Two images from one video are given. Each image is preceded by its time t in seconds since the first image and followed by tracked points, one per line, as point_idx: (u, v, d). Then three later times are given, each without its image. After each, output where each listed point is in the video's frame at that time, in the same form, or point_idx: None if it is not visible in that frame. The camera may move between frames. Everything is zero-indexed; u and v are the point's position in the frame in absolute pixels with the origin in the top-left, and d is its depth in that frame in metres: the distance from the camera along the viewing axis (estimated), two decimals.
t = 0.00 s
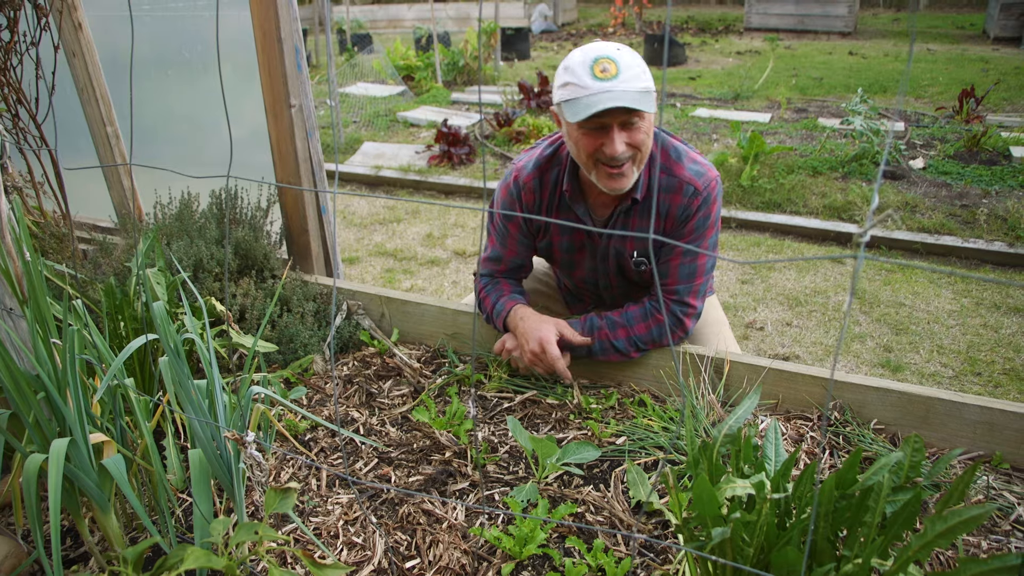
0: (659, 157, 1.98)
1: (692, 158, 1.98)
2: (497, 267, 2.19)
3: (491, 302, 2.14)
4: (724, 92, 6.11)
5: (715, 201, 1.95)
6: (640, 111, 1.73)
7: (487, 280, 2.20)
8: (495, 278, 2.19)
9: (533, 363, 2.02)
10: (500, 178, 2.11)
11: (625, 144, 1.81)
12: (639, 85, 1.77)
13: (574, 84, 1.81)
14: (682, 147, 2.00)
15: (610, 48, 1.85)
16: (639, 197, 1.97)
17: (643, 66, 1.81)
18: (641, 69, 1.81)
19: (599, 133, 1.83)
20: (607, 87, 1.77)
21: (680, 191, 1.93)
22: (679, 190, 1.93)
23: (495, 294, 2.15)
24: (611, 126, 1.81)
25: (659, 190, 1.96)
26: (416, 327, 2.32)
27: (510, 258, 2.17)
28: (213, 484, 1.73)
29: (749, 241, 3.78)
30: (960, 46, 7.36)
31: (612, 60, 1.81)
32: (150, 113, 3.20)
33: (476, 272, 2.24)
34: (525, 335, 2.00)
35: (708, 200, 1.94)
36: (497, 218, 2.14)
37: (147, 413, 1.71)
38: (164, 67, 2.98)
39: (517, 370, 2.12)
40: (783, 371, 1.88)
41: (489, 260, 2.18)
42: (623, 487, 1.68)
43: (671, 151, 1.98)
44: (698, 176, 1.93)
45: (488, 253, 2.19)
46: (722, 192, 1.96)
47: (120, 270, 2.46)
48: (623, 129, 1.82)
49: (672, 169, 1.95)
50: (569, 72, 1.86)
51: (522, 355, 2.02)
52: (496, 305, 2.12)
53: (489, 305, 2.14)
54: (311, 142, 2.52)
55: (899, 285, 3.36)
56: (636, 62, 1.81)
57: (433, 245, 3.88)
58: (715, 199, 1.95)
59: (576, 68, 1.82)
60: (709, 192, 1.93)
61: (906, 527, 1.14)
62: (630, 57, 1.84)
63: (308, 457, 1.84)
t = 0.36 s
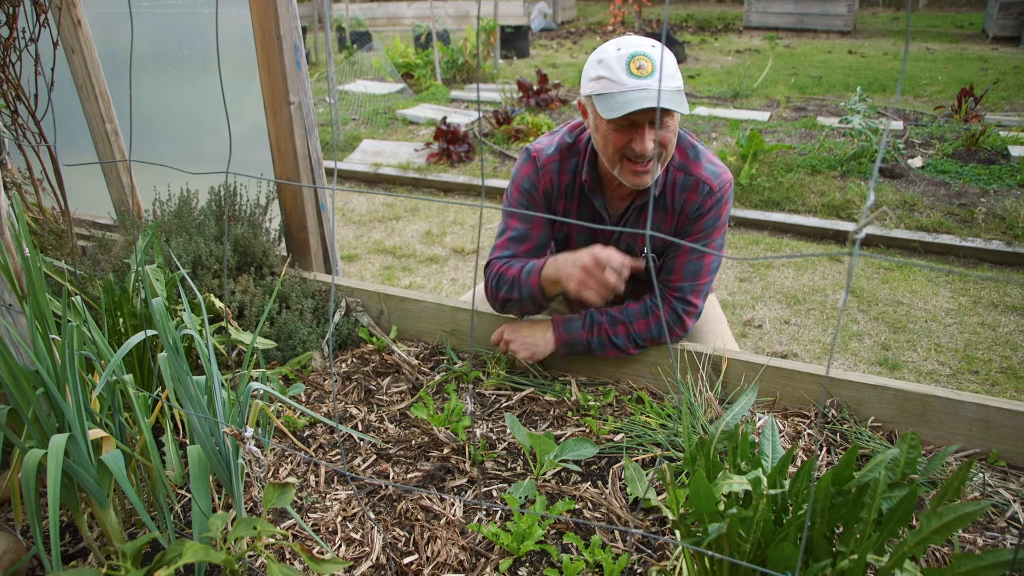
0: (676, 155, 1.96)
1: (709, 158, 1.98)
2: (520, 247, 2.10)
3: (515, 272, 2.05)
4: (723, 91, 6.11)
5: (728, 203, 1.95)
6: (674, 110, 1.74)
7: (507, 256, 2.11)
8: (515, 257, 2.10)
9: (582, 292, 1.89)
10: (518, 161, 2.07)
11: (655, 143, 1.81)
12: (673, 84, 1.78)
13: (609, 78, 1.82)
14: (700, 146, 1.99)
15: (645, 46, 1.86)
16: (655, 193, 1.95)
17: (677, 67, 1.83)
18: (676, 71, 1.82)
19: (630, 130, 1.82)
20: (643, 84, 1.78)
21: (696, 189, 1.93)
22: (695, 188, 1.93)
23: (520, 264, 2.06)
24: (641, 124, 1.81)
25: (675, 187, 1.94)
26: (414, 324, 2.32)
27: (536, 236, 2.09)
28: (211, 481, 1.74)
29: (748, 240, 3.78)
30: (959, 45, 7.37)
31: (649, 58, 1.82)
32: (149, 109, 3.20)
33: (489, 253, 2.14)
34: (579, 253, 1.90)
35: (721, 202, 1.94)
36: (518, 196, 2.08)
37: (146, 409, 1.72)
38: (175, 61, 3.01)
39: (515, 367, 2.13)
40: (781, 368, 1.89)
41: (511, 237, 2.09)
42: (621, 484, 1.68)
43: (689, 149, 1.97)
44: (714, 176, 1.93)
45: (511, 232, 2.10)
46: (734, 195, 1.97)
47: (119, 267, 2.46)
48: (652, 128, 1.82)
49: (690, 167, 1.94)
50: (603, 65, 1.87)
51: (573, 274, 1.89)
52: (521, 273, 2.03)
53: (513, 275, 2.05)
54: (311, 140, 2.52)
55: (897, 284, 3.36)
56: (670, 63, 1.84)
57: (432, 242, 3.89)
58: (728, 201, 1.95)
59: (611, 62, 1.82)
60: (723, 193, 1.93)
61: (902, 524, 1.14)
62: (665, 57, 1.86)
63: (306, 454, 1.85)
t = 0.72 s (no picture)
0: (680, 151, 1.95)
1: (712, 153, 1.98)
2: (540, 241, 2.07)
3: (543, 271, 2.00)
4: (721, 85, 6.11)
5: (730, 197, 1.95)
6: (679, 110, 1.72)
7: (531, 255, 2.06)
8: (536, 252, 2.06)
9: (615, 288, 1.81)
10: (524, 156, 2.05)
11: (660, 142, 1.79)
12: (679, 83, 1.75)
13: (617, 77, 1.81)
14: (704, 141, 1.98)
15: (655, 42, 1.82)
16: (659, 188, 1.94)
17: (686, 63, 1.79)
18: (685, 68, 1.78)
19: (634, 127, 1.81)
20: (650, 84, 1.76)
21: (699, 185, 1.93)
22: (698, 183, 1.93)
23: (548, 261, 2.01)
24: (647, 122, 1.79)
25: (678, 182, 1.94)
26: (411, 318, 2.32)
27: (552, 228, 2.05)
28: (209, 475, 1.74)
29: (746, 233, 3.78)
30: (957, 38, 7.36)
31: (657, 55, 1.79)
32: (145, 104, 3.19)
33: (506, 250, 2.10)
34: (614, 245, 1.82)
35: (724, 196, 1.94)
36: (527, 189, 2.07)
37: (143, 404, 1.72)
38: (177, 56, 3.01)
39: (513, 360, 2.13)
40: (779, 361, 1.89)
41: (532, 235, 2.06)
42: (618, 477, 1.68)
43: (692, 145, 1.96)
44: (717, 172, 1.93)
45: (527, 226, 2.07)
46: (737, 189, 1.97)
47: (116, 262, 2.45)
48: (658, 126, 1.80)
49: (693, 162, 1.93)
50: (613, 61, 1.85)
51: (607, 267, 1.81)
52: (552, 270, 1.98)
53: (541, 273, 2.00)
54: (308, 134, 2.51)
55: (895, 277, 3.36)
56: (679, 57, 1.80)
57: (430, 237, 3.89)
58: (731, 195, 1.95)
59: (619, 59, 1.81)
60: (726, 188, 1.93)
61: (897, 515, 1.15)
62: (675, 53, 1.82)
63: (305, 448, 1.85)
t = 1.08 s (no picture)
0: (665, 146, 1.96)
1: (697, 149, 1.98)
2: (501, 246, 2.15)
3: (501, 279, 2.10)
4: (716, 80, 6.11)
5: (718, 191, 1.94)
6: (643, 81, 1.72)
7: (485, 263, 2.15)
8: (498, 256, 2.15)
9: (559, 317, 1.98)
10: (507, 157, 2.06)
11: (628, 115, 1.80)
12: (643, 58, 1.76)
13: (579, 55, 1.80)
14: (687, 137, 1.99)
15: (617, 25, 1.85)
16: (644, 184, 1.94)
17: (647, 42, 1.82)
18: (646, 45, 1.81)
19: (601, 104, 1.83)
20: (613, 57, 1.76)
21: (685, 180, 1.92)
22: (683, 178, 1.93)
23: (506, 271, 2.11)
24: (613, 97, 1.82)
25: (664, 178, 1.95)
26: (406, 318, 2.32)
27: (514, 238, 2.14)
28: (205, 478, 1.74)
29: (742, 229, 3.78)
30: (952, 31, 7.36)
31: (622, 34, 1.80)
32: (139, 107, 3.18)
33: (475, 249, 2.17)
34: (572, 301, 1.97)
35: (710, 191, 1.93)
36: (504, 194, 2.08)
37: (137, 407, 1.71)
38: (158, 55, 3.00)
39: (507, 359, 2.13)
40: (773, 356, 1.89)
41: (495, 238, 2.13)
42: (613, 474, 1.68)
43: (677, 140, 1.98)
44: (703, 166, 1.92)
45: (492, 231, 2.14)
46: (724, 183, 1.96)
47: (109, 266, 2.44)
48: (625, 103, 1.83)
49: (678, 157, 1.94)
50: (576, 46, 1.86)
51: (567, 320, 1.97)
52: (507, 281, 2.08)
53: (500, 281, 2.10)
54: (300, 135, 2.51)
55: (890, 270, 3.36)
56: (641, 40, 1.81)
57: (425, 237, 3.89)
58: (717, 190, 1.94)
59: (583, 37, 1.82)
60: (712, 182, 1.92)
61: (888, 509, 1.15)
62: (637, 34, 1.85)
63: (300, 449, 1.85)
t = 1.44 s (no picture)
0: (619, 147, 1.99)
1: (653, 147, 1.99)
2: (472, 260, 2.19)
3: (477, 297, 2.12)
4: (710, 82, 6.13)
5: (678, 189, 1.95)
6: (577, 88, 1.80)
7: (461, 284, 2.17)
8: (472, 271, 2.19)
9: (528, 336, 2.01)
10: (468, 171, 2.11)
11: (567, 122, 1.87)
12: (578, 65, 1.83)
13: (518, 66, 1.89)
14: (642, 137, 2.01)
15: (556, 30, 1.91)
16: (600, 187, 1.98)
17: (586, 45, 1.87)
18: (584, 48, 1.87)
19: (542, 113, 1.91)
20: (548, 65, 1.84)
21: (641, 181, 1.94)
22: (640, 179, 1.94)
23: (480, 288, 2.13)
24: (553, 106, 1.89)
25: (621, 180, 1.97)
26: (396, 323, 2.34)
27: (482, 249, 2.17)
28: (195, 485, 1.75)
29: (735, 230, 3.79)
30: (946, 29, 7.36)
31: (557, 41, 1.86)
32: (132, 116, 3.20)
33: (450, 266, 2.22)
34: (542, 321, 2.00)
35: (670, 189, 1.93)
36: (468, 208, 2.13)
37: (126, 415, 1.72)
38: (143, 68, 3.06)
39: (495, 363, 2.14)
40: (759, 357, 1.89)
41: (463, 251, 2.16)
42: (600, 476, 1.69)
43: (631, 140, 2.00)
44: (658, 166, 1.93)
45: (460, 246, 2.18)
46: (685, 180, 1.96)
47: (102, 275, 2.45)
48: (565, 110, 1.90)
49: (633, 158, 1.96)
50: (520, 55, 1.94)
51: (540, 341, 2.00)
52: (483, 299, 2.10)
53: (476, 299, 2.12)
54: (290, 143, 2.53)
55: (883, 269, 3.37)
56: (578, 43, 1.86)
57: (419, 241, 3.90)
58: (678, 187, 1.94)
59: (521, 49, 1.90)
60: (670, 181, 1.93)
61: (867, 508, 1.15)
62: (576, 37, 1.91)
63: (290, 455, 1.85)
